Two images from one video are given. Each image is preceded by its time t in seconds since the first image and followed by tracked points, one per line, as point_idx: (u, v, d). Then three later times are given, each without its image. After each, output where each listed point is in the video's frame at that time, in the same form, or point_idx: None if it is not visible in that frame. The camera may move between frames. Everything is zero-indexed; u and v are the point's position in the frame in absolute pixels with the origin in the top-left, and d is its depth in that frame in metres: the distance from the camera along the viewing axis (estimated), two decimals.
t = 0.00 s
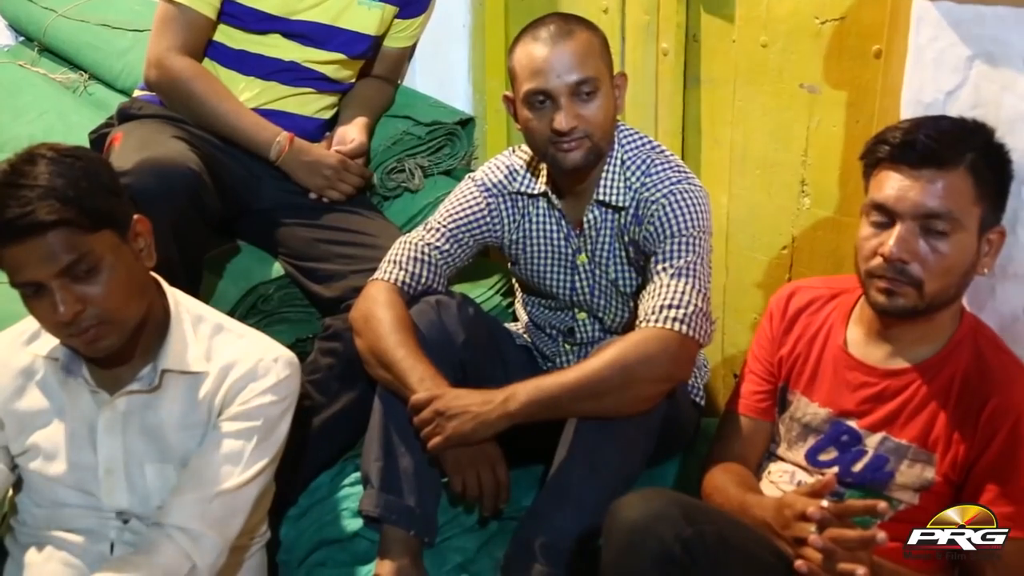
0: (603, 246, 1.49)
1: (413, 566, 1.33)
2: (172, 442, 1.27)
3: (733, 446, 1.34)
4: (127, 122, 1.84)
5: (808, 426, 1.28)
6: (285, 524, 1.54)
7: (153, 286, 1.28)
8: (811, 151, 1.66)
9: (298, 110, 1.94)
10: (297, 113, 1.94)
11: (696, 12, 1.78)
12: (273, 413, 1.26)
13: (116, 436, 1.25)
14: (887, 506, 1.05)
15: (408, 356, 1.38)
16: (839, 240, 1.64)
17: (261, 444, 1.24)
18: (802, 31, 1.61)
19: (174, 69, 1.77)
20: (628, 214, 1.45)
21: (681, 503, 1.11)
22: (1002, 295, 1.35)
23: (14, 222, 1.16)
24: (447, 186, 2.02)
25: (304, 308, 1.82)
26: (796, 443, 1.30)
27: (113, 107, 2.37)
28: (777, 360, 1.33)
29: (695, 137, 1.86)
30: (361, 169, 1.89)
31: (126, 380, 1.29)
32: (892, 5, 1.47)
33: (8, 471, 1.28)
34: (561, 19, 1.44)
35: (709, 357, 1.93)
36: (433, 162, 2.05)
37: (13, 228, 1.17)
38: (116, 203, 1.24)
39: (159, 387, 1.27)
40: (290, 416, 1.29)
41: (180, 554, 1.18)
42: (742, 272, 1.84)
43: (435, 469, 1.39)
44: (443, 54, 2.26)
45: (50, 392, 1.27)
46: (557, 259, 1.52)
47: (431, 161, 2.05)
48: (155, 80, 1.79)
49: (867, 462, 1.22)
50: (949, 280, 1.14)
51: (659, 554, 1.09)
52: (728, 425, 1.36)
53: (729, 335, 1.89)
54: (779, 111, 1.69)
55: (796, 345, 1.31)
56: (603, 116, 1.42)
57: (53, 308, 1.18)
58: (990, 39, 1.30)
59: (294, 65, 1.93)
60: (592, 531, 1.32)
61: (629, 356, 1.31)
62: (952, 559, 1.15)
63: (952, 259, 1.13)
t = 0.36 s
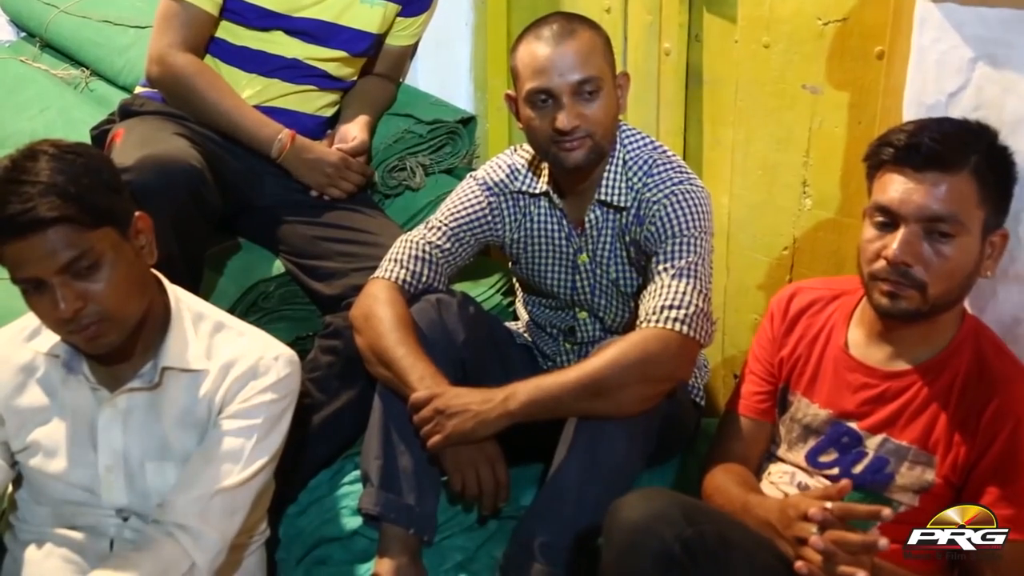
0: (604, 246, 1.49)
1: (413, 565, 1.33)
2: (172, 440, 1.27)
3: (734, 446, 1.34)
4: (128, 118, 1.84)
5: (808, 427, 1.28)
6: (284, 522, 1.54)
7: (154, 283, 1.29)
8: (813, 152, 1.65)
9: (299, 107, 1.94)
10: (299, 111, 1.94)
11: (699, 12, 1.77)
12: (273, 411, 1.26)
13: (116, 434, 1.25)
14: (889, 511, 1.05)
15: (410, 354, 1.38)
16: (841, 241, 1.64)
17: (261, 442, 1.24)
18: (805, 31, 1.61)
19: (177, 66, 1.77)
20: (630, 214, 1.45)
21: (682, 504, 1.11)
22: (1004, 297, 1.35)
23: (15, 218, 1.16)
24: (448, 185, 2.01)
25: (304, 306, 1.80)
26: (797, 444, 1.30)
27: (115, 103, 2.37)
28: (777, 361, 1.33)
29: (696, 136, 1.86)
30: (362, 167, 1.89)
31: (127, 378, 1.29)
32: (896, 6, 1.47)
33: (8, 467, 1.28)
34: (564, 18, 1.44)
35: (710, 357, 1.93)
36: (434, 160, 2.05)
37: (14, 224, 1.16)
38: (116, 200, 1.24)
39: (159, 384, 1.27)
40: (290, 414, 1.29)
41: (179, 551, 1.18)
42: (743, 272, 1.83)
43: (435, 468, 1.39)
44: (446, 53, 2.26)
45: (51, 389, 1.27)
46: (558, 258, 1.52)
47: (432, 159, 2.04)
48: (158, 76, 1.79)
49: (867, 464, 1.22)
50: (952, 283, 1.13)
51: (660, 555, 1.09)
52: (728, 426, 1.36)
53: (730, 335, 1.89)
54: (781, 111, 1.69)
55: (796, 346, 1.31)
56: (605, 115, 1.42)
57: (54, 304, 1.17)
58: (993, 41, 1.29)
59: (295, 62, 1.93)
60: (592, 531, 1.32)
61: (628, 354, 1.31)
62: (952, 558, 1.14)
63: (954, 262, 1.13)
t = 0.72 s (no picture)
0: (608, 244, 1.48)
1: (415, 563, 1.33)
2: (176, 437, 1.27)
3: (737, 446, 1.34)
4: (133, 115, 1.83)
5: (812, 427, 1.28)
6: (287, 518, 1.54)
7: (158, 280, 1.29)
8: (817, 151, 1.65)
9: (303, 105, 1.94)
10: (305, 109, 1.94)
11: (704, 10, 1.77)
12: (277, 408, 1.26)
13: (119, 430, 1.25)
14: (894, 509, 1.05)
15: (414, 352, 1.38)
16: (846, 240, 1.64)
17: (265, 439, 1.24)
18: (810, 31, 1.60)
19: (181, 62, 1.77)
20: (635, 212, 1.45)
21: (686, 503, 1.11)
22: (1009, 298, 1.34)
23: (20, 214, 1.16)
24: (453, 182, 2.02)
25: (308, 303, 1.81)
26: (801, 444, 1.30)
27: (119, 100, 2.38)
28: (781, 361, 1.33)
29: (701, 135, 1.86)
30: (366, 164, 1.89)
31: (131, 374, 1.29)
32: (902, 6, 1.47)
33: (13, 463, 1.28)
34: (569, 16, 1.44)
35: (713, 357, 1.93)
36: (438, 158, 2.05)
37: (19, 220, 1.16)
38: (120, 196, 1.24)
39: (163, 381, 1.27)
40: (294, 411, 1.29)
41: (183, 548, 1.18)
42: (747, 271, 1.83)
43: (438, 466, 1.39)
44: (451, 50, 2.25)
45: (55, 385, 1.27)
46: (562, 256, 1.52)
47: (436, 157, 2.05)
48: (162, 73, 1.79)
49: (871, 464, 1.22)
50: (957, 284, 1.13)
51: (664, 554, 1.09)
52: (732, 426, 1.35)
53: (733, 334, 1.89)
54: (786, 110, 1.68)
55: (801, 346, 1.31)
56: (610, 113, 1.42)
57: (58, 301, 1.17)
58: (1000, 40, 1.29)
59: (300, 60, 1.93)
60: (595, 530, 1.32)
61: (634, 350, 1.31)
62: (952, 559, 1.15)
63: (960, 263, 1.13)
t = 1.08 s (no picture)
0: (619, 233, 1.49)
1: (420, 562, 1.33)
2: (181, 434, 1.27)
3: (742, 445, 1.34)
4: (138, 112, 1.83)
5: (818, 426, 1.28)
6: (292, 516, 1.54)
7: (163, 277, 1.29)
8: (823, 150, 1.65)
9: (308, 102, 1.93)
10: (309, 106, 1.93)
11: (710, 9, 1.77)
12: (282, 405, 1.26)
13: (125, 427, 1.25)
14: (900, 509, 1.05)
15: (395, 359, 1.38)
16: (851, 239, 1.64)
17: (269, 437, 1.24)
18: (816, 29, 1.60)
19: (186, 60, 1.76)
20: (648, 200, 1.46)
21: (692, 503, 1.11)
22: (1015, 297, 1.34)
23: (25, 211, 1.16)
24: (456, 180, 2.01)
25: (312, 300, 1.82)
26: (806, 443, 1.30)
27: (124, 96, 2.38)
28: (787, 360, 1.32)
29: (707, 134, 1.86)
30: (372, 162, 1.88)
31: (136, 371, 1.29)
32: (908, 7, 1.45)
33: (17, 459, 1.28)
34: (567, 15, 1.43)
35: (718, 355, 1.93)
36: (443, 156, 2.04)
37: (24, 217, 1.16)
38: (126, 193, 1.24)
39: (168, 378, 1.27)
40: (299, 409, 1.29)
41: (187, 546, 1.18)
42: (752, 271, 1.83)
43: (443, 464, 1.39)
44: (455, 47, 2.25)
45: (60, 382, 1.27)
46: (570, 246, 1.52)
47: (441, 155, 2.04)
48: (167, 70, 1.79)
49: (877, 464, 1.21)
50: (963, 286, 1.13)
51: (670, 553, 1.09)
52: (737, 425, 1.35)
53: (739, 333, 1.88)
54: (792, 109, 1.68)
55: (806, 345, 1.30)
56: (616, 113, 1.42)
57: (63, 298, 1.17)
58: (1007, 39, 1.29)
59: (305, 57, 1.92)
60: (600, 528, 1.32)
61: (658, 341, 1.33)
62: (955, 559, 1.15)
63: (965, 266, 1.12)
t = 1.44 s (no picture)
0: (642, 218, 1.48)
1: (430, 560, 1.33)
2: (193, 430, 1.27)
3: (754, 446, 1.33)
4: (152, 108, 1.84)
5: (830, 427, 1.28)
6: (302, 512, 1.54)
7: (175, 273, 1.29)
8: (837, 149, 1.64)
9: (320, 99, 1.93)
10: (321, 103, 1.93)
11: (724, 8, 1.77)
12: (294, 402, 1.26)
13: (137, 422, 1.26)
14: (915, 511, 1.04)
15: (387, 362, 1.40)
16: (864, 239, 1.63)
17: (281, 432, 1.25)
18: (830, 28, 1.59)
19: (200, 56, 1.77)
20: (673, 184, 1.47)
21: (704, 503, 1.11)
22: None
23: (40, 206, 1.17)
24: (469, 177, 2.01)
25: (324, 298, 1.81)
26: (818, 444, 1.29)
27: (137, 93, 2.39)
28: (799, 360, 1.32)
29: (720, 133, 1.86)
30: (384, 159, 1.89)
31: (148, 366, 1.29)
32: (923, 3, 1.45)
33: (30, 454, 1.29)
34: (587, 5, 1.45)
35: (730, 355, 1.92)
36: (455, 153, 2.04)
37: (39, 212, 1.17)
38: (140, 189, 1.24)
39: (180, 373, 1.27)
40: (310, 406, 1.29)
41: (199, 541, 1.18)
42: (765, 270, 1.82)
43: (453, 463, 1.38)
44: (468, 44, 2.25)
45: (73, 377, 1.28)
46: (590, 235, 1.50)
47: (453, 152, 2.04)
48: (181, 67, 1.79)
49: (889, 465, 1.21)
50: (976, 290, 1.12)
51: (682, 551, 1.09)
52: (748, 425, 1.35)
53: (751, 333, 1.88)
54: (805, 108, 1.68)
55: (819, 346, 1.30)
56: (630, 113, 1.42)
57: (77, 292, 1.18)
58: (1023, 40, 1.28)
59: (317, 54, 1.92)
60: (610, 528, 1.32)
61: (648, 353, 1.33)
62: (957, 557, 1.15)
63: (978, 269, 1.12)
